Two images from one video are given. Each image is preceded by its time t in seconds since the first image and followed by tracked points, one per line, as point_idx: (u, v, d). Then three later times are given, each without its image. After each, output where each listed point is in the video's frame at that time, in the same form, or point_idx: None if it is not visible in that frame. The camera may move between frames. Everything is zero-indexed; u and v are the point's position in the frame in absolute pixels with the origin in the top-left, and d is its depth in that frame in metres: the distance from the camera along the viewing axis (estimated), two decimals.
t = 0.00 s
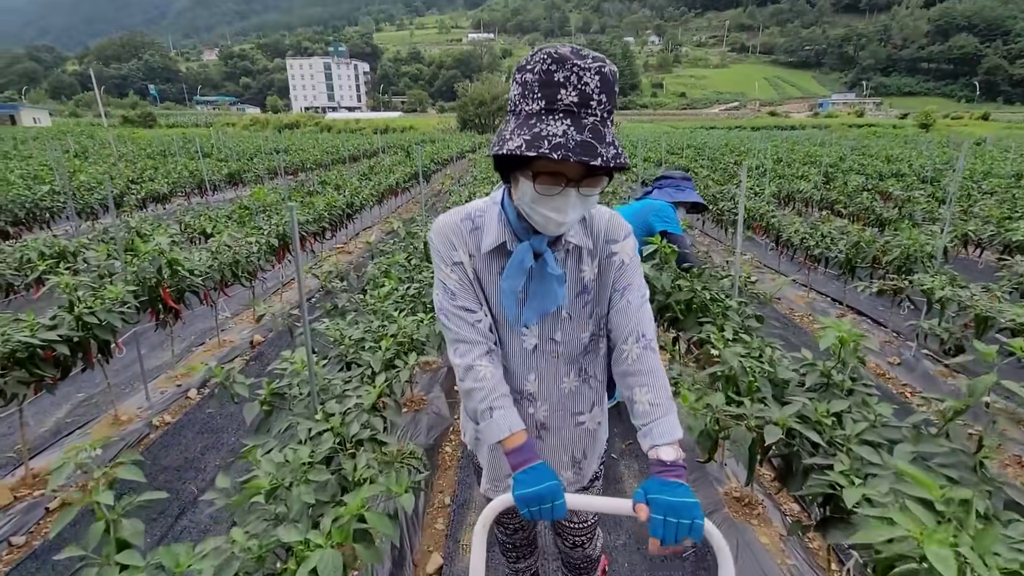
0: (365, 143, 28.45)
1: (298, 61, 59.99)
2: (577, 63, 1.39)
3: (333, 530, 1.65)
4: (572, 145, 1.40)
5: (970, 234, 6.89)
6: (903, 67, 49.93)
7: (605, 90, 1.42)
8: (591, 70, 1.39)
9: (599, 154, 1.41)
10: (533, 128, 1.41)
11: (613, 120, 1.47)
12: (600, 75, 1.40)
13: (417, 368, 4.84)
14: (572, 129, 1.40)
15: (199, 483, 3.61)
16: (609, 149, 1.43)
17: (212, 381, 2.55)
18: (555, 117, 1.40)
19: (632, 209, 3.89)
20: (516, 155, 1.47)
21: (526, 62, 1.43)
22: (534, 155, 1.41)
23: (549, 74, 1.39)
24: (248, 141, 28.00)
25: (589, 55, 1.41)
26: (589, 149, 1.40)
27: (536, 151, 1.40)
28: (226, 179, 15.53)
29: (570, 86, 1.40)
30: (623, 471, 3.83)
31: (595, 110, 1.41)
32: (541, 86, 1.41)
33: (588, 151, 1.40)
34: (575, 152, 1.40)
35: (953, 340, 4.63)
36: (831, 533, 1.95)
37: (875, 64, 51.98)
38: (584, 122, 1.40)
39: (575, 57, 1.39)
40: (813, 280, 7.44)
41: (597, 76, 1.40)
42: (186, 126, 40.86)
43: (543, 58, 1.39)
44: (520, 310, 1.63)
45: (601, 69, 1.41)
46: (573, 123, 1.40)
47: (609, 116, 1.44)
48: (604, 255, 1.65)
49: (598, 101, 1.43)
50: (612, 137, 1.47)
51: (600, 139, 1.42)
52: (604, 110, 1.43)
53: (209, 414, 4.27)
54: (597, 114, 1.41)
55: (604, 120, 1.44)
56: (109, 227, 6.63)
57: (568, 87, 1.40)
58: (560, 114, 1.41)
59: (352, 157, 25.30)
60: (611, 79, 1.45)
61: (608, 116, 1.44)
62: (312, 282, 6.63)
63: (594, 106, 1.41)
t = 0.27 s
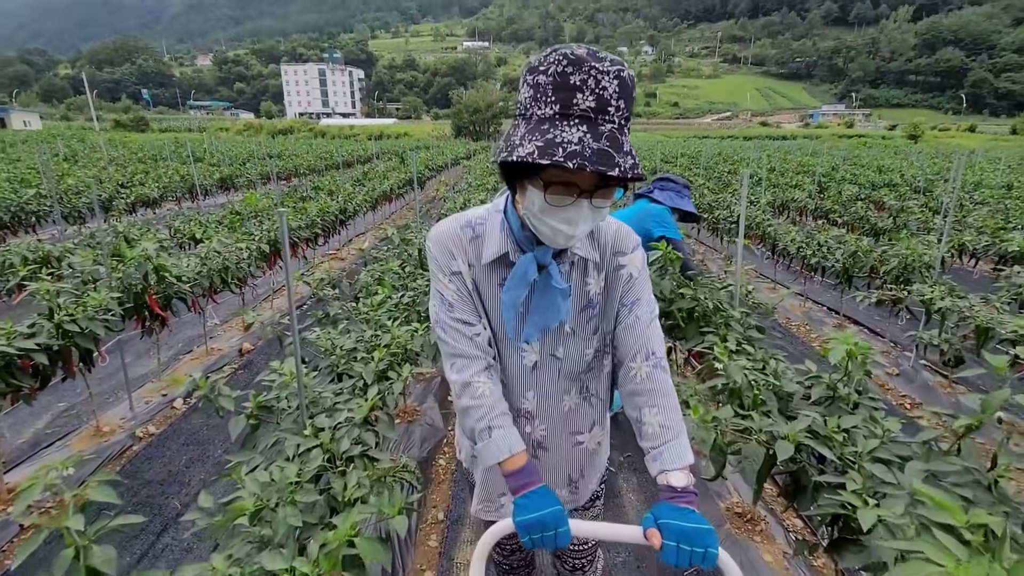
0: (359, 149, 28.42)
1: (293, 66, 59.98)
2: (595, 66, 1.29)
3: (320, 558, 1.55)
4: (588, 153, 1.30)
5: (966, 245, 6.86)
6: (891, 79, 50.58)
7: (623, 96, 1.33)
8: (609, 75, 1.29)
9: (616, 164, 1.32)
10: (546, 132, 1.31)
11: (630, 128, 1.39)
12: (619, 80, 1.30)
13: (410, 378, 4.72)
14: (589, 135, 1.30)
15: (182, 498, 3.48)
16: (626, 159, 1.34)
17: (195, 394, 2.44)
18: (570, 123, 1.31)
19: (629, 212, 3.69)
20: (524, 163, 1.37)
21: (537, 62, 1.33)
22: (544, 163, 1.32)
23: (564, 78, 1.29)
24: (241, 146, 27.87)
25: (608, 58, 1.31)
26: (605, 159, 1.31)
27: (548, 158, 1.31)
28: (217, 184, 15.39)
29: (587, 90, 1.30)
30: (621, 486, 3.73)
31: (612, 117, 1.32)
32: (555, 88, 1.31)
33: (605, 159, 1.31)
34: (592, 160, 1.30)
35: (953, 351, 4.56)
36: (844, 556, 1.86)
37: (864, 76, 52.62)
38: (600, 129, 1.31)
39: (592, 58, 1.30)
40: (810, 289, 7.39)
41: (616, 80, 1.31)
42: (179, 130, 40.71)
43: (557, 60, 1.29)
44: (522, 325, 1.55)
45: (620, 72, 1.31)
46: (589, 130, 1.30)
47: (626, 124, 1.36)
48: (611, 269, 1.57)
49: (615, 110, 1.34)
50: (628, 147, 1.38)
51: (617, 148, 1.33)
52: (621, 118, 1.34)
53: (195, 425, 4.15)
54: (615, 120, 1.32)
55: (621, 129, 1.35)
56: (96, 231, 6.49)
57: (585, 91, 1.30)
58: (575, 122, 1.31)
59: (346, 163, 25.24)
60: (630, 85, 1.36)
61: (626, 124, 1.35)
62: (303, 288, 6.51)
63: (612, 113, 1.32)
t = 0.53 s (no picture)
0: (354, 153, 28.36)
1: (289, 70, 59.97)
2: (600, 64, 1.22)
3: None
4: (592, 157, 1.23)
5: (963, 250, 6.82)
6: (884, 86, 51.04)
7: (629, 97, 1.25)
8: (616, 73, 1.22)
9: (623, 168, 1.25)
10: (547, 135, 1.24)
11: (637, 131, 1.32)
12: (625, 79, 1.23)
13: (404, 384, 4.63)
14: (593, 138, 1.23)
15: (168, 510, 3.39)
16: (632, 163, 1.27)
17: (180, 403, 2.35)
18: (575, 123, 1.23)
19: (625, 215, 3.49)
20: (525, 166, 1.30)
21: (538, 59, 1.26)
22: (546, 166, 1.25)
23: (567, 75, 1.22)
24: (236, 149, 27.77)
25: (614, 57, 1.25)
26: (611, 163, 1.24)
27: (549, 162, 1.24)
28: (211, 187, 15.28)
29: (591, 89, 1.22)
30: (619, 495, 3.67)
31: (619, 118, 1.25)
32: (558, 87, 1.24)
33: (610, 163, 1.24)
34: (597, 165, 1.24)
35: (953, 358, 4.50)
36: None
37: (857, 83, 53.10)
38: (606, 130, 1.24)
39: (597, 56, 1.23)
40: (807, 294, 7.36)
41: (622, 80, 1.23)
42: (174, 132, 40.57)
43: (560, 56, 1.22)
44: (521, 337, 1.47)
45: (627, 70, 1.24)
46: (594, 131, 1.23)
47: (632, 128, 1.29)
48: (613, 276, 1.50)
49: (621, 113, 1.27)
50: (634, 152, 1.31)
51: (623, 150, 1.26)
52: (628, 118, 1.27)
53: (182, 432, 4.06)
54: (621, 122, 1.26)
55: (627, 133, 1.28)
56: (85, 234, 6.39)
57: (589, 90, 1.23)
58: (580, 124, 1.24)
59: (341, 166, 25.18)
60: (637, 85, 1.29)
61: (632, 127, 1.28)
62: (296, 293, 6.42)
63: (618, 113, 1.25)
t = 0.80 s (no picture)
0: (346, 156, 28.22)
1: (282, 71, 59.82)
2: (587, 65, 1.16)
3: None
4: (580, 163, 1.17)
5: (954, 255, 6.80)
6: (873, 92, 51.52)
7: (619, 99, 1.19)
8: (604, 75, 1.16)
9: (610, 176, 1.19)
10: (531, 140, 1.18)
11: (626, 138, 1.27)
12: (614, 81, 1.17)
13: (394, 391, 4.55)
14: (579, 143, 1.18)
15: (148, 522, 3.30)
16: (621, 169, 1.21)
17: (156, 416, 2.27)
18: (559, 129, 1.18)
19: (613, 222, 3.40)
20: (507, 172, 1.24)
21: (522, 60, 1.20)
22: (529, 174, 1.19)
23: (553, 77, 1.16)
24: (227, 152, 27.57)
25: (603, 59, 1.19)
26: (598, 170, 1.18)
27: (533, 168, 1.17)
28: (200, 190, 15.13)
29: (578, 92, 1.16)
30: (612, 505, 3.61)
31: (606, 123, 1.19)
32: (543, 89, 1.18)
33: (598, 171, 1.18)
34: (584, 171, 1.18)
35: (945, 364, 4.47)
36: None
37: (847, 89, 53.59)
38: (592, 136, 1.19)
39: (584, 58, 1.17)
40: (801, 299, 7.35)
41: (610, 81, 1.17)
42: (165, 134, 40.29)
43: (545, 57, 1.16)
44: (508, 351, 1.41)
45: (615, 72, 1.18)
46: (580, 136, 1.18)
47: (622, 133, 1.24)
48: (603, 286, 1.44)
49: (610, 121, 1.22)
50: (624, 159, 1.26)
51: (612, 155, 1.20)
52: (617, 124, 1.22)
53: (164, 442, 3.96)
54: (609, 126, 1.20)
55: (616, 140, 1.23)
56: (69, 237, 6.27)
57: (576, 92, 1.17)
58: (567, 129, 1.19)
59: (334, 169, 25.08)
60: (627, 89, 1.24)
61: (622, 133, 1.23)
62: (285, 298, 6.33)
63: (605, 119, 1.19)
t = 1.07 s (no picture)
0: (339, 159, 28.10)
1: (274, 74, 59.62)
2: (558, 72, 1.13)
3: None
4: (549, 173, 1.15)
5: (942, 258, 6.81)
6: (864, 95, 51.90)
7: (590, 106, 1.17)
8: (574, 82, 1.14)
9: (582, 185, 1.17)
10: (501, 148, 1.16)
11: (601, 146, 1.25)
12: (586, 87, 1.15)
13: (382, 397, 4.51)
14: (550, 152, 1.16)
15: (127, 535, 3.24)
16: (594, 177, 1.19)
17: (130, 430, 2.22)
18: (529, 137, 1.16)
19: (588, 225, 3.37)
20: (476, 182, 1.22)
21: (492, 65, 1.17)
22: (498, 183, 1.16)
23: (522, 83, 1.14)
24: (218, 156, 27.40)
25: (576, 65, 1.17)
26: (569, 179, 1.16)
27: (502, 178, 1.15)
28: (190, 194, 15.00)
29: (547, 99, 1.14)
30: (601, 513, 3.58)
31: (578, 131, 1.17)
32: (513, 95, 1.15)
33: (568, 180, 1.16)
34: (554, 181, 1.15)
35: (933, 367, 4.48)
36: None
37: (837, 92, 53.97)
38: (563, 144, 1.16)
39: (555, 62, 1.15)
40: (791, 302, 7.35)
41: (581, 88, 1.15)
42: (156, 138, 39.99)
43: (514, 63, 1.14)
44: (484, 363, 1.38)
45: (586, 79, 1.16)
46: (550, 145, 1.16)
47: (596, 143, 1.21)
48: (580, 298, 1.41)
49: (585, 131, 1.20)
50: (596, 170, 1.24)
51: (583, 164, 1.18)
52: (590, 133, 1.20)
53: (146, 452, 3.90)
54: (580, 134, 1.17)
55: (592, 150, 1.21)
56: (52, 244, 6.19)
57: (545, 101, 1.15)
58: (538, 139, 1.16)
59: (326, 172, 24.94)
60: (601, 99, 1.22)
61: (596, 142, 1.21)
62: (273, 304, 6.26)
63: (577, 126, 1.17)
